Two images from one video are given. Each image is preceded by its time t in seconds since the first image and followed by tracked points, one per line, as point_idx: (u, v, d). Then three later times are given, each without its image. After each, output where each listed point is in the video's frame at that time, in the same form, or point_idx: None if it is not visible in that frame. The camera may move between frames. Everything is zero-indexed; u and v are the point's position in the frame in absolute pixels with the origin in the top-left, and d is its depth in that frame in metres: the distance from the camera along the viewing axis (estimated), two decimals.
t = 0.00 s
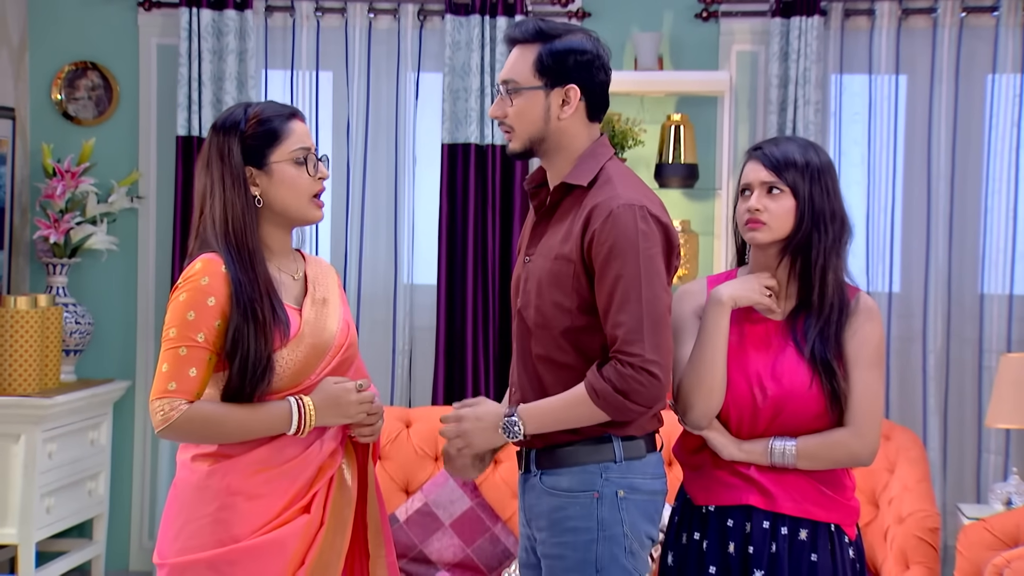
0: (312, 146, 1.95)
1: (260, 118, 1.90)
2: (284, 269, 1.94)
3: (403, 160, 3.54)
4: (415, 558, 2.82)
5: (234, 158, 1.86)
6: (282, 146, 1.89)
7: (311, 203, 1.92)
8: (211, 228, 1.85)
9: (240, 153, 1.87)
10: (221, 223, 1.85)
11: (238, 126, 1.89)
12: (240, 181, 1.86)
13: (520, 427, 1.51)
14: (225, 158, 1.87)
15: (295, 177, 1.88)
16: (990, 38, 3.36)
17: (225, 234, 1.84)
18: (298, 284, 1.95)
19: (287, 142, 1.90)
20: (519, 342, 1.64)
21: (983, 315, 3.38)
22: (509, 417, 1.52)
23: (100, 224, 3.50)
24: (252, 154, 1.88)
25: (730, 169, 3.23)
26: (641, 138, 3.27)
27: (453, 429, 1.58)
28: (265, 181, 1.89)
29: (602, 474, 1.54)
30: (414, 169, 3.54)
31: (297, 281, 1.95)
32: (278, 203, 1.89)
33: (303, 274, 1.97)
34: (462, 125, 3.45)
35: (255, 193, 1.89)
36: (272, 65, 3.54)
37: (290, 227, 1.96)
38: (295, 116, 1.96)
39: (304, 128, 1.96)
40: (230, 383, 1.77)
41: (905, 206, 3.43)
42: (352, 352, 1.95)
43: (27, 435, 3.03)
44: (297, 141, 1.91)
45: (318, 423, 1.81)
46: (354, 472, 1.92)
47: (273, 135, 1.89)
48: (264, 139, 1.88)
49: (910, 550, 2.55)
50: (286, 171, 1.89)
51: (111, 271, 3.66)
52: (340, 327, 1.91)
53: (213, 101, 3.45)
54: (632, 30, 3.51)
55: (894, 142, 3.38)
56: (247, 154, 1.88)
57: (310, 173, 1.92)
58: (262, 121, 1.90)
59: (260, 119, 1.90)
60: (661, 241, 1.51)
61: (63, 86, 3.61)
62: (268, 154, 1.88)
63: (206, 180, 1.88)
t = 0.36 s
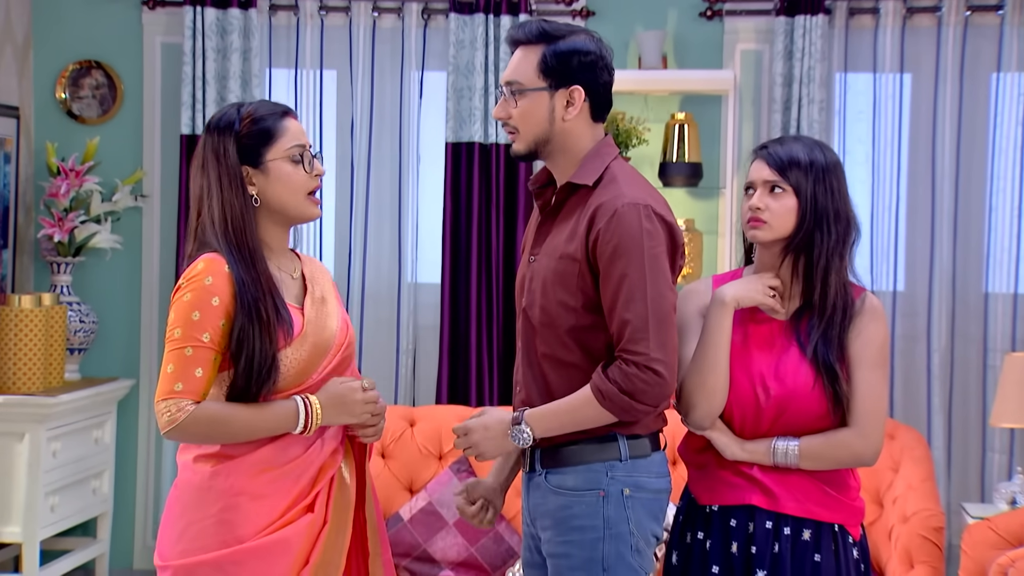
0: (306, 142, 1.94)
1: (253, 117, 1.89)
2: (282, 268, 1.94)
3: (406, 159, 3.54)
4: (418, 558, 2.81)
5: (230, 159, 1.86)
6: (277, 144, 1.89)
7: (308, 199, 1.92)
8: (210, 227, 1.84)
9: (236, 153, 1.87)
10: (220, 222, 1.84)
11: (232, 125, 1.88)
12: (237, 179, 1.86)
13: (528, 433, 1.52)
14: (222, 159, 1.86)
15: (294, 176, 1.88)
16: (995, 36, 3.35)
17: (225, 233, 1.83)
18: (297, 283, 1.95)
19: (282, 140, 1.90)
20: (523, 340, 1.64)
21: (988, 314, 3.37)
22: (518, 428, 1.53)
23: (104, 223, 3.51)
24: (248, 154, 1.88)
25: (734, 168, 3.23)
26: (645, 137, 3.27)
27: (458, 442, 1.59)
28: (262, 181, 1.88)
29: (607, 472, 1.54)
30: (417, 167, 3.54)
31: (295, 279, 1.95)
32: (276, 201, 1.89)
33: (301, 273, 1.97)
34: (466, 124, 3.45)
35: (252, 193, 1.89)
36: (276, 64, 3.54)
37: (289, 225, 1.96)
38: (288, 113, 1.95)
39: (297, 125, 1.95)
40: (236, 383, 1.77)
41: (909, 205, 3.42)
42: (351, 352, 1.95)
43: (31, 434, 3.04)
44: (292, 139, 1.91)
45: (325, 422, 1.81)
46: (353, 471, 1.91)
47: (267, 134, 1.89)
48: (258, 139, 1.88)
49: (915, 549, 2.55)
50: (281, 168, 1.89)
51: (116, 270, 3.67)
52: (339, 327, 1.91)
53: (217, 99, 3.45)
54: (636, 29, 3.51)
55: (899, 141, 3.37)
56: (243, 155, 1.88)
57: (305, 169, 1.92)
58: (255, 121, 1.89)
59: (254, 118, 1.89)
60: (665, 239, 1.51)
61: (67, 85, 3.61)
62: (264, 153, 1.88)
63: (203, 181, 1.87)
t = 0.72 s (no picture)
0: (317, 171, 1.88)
1: (273, 131, 1.82)
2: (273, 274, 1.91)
3: (408, 157, 3.53)
4: (420, 557, 2.80)
5: (240, 168, 1.80)
6: (288, 165, 1.82)
7: (302, 223, 1.87)
8: (207, 228, 1.81)
9: (247, 163, 1.81)
10: (216, 223, 1.81)
11: (253, 133, 1.82)
12: (244, 181, 1.80)
13: (525, 428, 1.52)
14: (230, 159, 1.81)
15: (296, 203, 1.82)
16: (997, 34, 3.34)
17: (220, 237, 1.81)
18: (289, 285, 1.93)
19: (296, 163, 1.83)
20: (523, 339, 1.64)
21: (990, 313, 3.37)
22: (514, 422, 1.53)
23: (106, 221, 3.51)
24: (258, 168, 1.81)
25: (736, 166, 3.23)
26: (647, 135, 3.27)
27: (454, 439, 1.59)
28: (264, 196, 1.83)
29: (608, 473, 1.54)
30: (420, 166, 3.53)
31: (285, 284, 1.92)
32: (273, 218, 1.84)
33: (288, 284, 1.93)
34: (468, 122, 3.45)
35: (251, 207, 1.83)
36: (278, 62, 3.54)
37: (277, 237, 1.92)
38: (309, 135, 1.87)
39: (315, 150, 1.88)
40: (242, 387, 1.76)
41: (911, 203, 3.42)
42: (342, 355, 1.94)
43: (34, 432, 3.04)
44: (303, 164, 1.84)
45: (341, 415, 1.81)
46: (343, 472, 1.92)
47: (284, 156, 1.82)
48: (269, 159, 1.81)
49: (917, 548, 2.55)
50: (286, 194, 1.83)
51: (118, 268, 3.67)
52: (326, 328, 1.91)
53: (220, 98, 3.45)
54: (638, 27, 3.50)
55: (901, 139, 3.37)
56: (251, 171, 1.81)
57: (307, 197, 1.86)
58: (275, 137, 1.82)
59: (274, 135, 1.82)
60: (665, 238, 1.51)
61: (69, 83, 3.61)
62: (274, 171, 1.82)
63: (208, 177, 1.83)
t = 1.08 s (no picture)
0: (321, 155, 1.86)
1: (273, 123, 1.80)
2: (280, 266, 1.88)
3: (407, 147, 3.53)
4: (420, 547, 2.80)
5: (252, 159, 1.77)
6: (296, 154, 1.80)
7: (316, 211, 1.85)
8: (222, 224, 1.76)
9: (256, 154, 1.77)
10: (234, 222, 1.76)
11: (254, 126, 1.79)
12: (254, 177, 1.77)
13: (518, 415, 1.52)
14: (241, 158, 1.76)
15: (306, 190, 1.80)
16: (997, 23, 3.33)
17: (240, 232, 1.76)
18: (294, 282, 1.90)
19: (301, 151, 1.81)
20: (521, 332, 1.64)
21: (989, 303, 3.37)
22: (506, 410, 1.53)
23: (105, 212, 3.51)
24: (266, 159, 1.79)
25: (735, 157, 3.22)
26: (647, 126, 3.27)
27: (446, 423, 1.59)
28: (274, 188, 1.80)
29: (604, 467, 1.54)
30: (419, 156, 3.53)
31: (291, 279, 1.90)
32: (286, 209, 1.82)
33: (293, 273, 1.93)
34: (467, 112, 3.44)
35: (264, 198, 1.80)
36: (277, 52, 3.53)
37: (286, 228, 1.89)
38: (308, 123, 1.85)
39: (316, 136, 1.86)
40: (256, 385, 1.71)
41: (911, 193, 3.41)
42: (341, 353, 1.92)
43: (33, 423, 3.04)
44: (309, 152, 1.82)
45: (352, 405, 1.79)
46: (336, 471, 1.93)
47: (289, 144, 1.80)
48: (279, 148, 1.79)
49: (916, 539, 2.55)
50: (296, 181, 1.81)
51: (117, 259, 3.66)
52: (327, 324, 1.91)
53: (219, 87, 3.45)
54: (638, 17, 3.49)
55: (901, 129, 3.36)
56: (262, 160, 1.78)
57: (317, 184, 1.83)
58: (276, 128, 1.79)
59: (274, 126, 1.80)
60: (661, 230, 1.50)
61: (68, 73, 3.60)
62: (281, 161, 1.79)
63: (215, 175, 1.77)
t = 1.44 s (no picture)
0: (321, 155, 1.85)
1: (271, 125, 1.79)
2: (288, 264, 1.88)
3: (405, 143, 3.52)
4: (418, 544, 2.80)
5: (246, 162, 1.76)
6: (292, 158, 1.80)
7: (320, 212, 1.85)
8: (222, 224, 1.76)
9: (253, 157, 1.77)
10: (233, 221, 1.75)
11: (250, 129, 1.78)
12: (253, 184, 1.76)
13: (512, 415, 1.53)
14: (236, 165, 1.76)
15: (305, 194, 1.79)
16: (995, 19, 3.33)
17: (241, 229, 1.75)
18: (300, 279, 1.90)
19: (297, 155, 1.80)
20: (517, 333, 1.64)
21: (987, 299, 3.36)
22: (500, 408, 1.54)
23: (102, 207, 3.50)
24: (263, 162, 1.78)
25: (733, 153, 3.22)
26: (645, 121, 3.26)
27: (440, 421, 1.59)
28: (273, 192, 1.81)
29: (599, 468, 1.54)
30: (416, 151, 3.52)
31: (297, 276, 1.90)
32: (286, 212, 1.82)
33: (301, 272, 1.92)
34: (465, 108, 3.43)
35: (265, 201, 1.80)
36: (274, 47, 3.52)
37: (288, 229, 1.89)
38: (306, 123, 1.84)
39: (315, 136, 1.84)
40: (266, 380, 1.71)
41: (909, 188, 3.40)
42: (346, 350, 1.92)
43: (31, 418, 3.04)
44: (305, 154, 1.81)
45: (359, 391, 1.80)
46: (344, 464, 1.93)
47: (285, 147, 1.79)
48: (273, 151, 1.78)
49: (914, 536, 2.55)
50: (292, 185, 1.80)
51: (114, 254, 3.66)
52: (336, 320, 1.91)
53: (216, 83, 3.44)
54: (636, 13, 3.48)
55: (899, 125, 3.36)
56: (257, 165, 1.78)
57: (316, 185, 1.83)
58: (274, 131, 1.78)
59: (272, 128, 1.79)
60: (656, 231, 1.50)
61: (66, 68, 3.59)
62: (279, 166, 1.79)
63: (214, 181, 1.76)
